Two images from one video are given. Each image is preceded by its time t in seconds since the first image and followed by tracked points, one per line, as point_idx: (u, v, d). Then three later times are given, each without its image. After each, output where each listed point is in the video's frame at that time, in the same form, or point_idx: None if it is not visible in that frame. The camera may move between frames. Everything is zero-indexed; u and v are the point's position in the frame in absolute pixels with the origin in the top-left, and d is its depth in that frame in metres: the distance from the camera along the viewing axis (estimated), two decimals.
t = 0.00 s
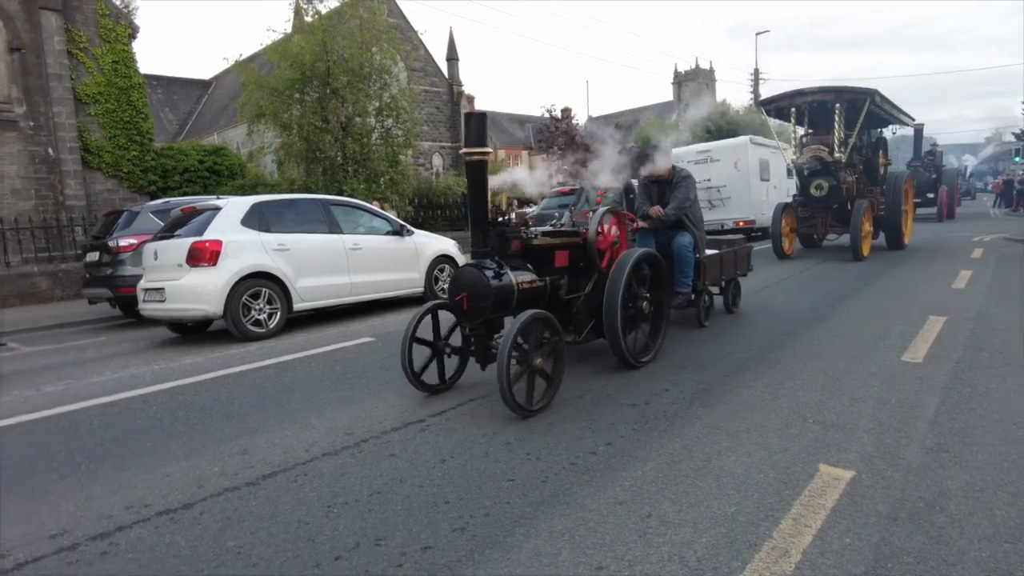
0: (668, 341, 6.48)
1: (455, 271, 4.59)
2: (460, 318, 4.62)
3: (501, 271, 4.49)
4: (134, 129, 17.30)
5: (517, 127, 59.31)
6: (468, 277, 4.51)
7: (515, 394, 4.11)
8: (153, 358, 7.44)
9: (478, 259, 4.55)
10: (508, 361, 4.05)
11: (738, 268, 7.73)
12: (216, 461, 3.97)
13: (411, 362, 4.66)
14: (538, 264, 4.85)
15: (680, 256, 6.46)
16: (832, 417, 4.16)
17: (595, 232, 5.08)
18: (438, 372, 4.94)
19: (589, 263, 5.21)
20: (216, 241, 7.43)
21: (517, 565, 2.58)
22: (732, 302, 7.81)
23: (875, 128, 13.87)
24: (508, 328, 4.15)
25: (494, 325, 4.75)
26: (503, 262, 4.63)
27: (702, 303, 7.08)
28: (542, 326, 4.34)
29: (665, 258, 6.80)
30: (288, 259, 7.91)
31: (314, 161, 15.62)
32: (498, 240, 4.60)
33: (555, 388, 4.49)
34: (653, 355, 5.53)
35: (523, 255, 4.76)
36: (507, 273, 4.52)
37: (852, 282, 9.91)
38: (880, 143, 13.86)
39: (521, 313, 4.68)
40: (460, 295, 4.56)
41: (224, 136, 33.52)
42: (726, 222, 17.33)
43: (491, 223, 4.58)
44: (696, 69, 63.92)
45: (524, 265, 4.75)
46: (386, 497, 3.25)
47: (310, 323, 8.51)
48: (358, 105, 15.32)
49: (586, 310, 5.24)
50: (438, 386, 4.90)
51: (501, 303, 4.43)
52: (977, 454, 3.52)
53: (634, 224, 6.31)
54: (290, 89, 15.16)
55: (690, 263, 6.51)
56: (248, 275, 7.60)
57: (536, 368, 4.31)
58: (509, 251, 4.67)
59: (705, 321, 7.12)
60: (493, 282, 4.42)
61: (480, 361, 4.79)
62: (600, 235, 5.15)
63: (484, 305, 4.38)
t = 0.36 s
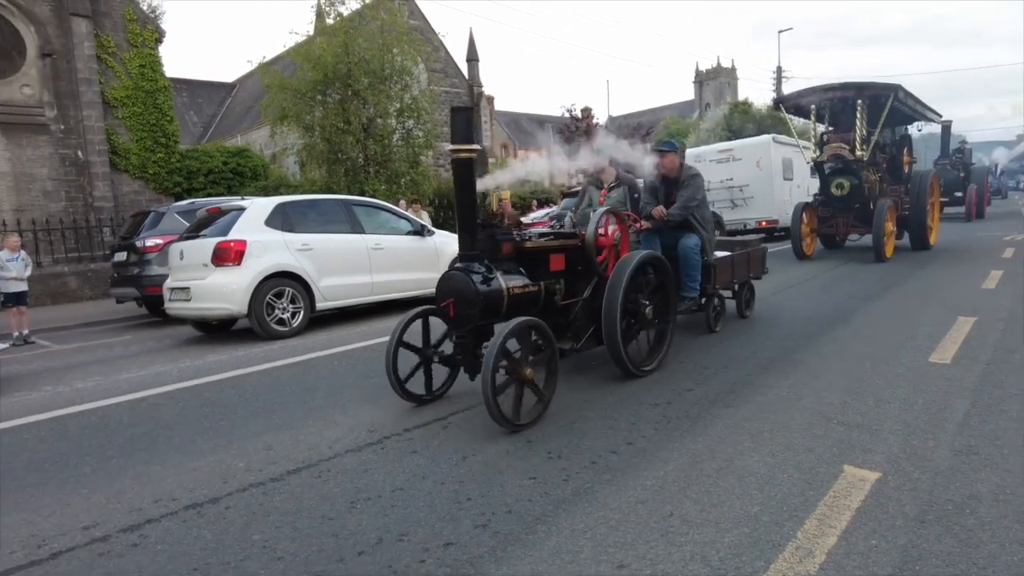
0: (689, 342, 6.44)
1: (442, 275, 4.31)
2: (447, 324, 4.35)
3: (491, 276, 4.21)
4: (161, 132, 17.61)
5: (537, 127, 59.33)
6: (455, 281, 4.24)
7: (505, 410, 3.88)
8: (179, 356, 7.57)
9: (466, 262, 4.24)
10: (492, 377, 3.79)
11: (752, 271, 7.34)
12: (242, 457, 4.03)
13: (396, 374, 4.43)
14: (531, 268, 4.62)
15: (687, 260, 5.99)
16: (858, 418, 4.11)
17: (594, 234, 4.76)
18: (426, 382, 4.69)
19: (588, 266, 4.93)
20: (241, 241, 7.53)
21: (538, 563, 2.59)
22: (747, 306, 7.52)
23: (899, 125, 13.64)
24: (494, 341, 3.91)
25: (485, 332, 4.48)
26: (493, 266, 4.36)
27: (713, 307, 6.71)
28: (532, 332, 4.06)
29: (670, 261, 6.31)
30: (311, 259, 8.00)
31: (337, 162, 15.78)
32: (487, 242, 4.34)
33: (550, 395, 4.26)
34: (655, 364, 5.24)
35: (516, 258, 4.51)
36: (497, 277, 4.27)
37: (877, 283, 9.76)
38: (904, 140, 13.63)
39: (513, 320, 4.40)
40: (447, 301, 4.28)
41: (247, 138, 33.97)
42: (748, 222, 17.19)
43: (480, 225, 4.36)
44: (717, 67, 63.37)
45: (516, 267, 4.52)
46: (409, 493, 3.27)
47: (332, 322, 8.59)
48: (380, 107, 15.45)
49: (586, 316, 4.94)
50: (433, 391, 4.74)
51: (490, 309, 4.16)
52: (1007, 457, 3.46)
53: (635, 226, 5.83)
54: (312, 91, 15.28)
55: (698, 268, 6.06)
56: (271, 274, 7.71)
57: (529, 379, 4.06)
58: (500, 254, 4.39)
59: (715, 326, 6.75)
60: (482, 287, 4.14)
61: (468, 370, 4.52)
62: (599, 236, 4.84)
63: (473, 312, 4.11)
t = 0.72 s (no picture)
0: (709, 341, 6.39)
1: (425, 279, 4.13)
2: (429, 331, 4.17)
3: (475, 280, 4.04)
4: (184, 133, 17.86)
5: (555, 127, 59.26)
6: (437, 286, 4.06)
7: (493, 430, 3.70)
8: (203, 354, 7.67)
9: (449, 265, 4.05)
10: (472, 394, 3.59)
11: (762, 273, 7.10)
12: (266, 453, 4.08)
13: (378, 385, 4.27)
14: (521, 272, 4.41)
15: (693, 261, 6.01)
16: (883, 419, 4.05)
17: (590, 235, 4.55)
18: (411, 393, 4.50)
19: (583, 270, 4.70)
20: (264, 241, 7.62)
21: (561, 560, 2.59)
22: (760, 309, 7.28)
23: (922, 121, 13.39)
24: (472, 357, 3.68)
25: (471, 340, 4.30)
26: (479, 269, 4.17)
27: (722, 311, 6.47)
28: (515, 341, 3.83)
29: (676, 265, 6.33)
30: (333, 258, 8.08)
31: (357, 162, 15.91)
32: (473, 244, 4.15)
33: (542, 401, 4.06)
34: (655, 373, 4.99)
35: (504, 262, 4.31)
36: (482, 281, 4.09)
37: (902, 283, 9.62)
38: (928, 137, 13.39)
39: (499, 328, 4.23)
40: (429, 306, 4.09)
41: (268, 139, 34.33)
42: (769, 221, 17.02)
43: (467, 226, 4.17)
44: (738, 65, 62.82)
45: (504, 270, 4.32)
46: (430, 491, 3.29)
47: (353, 321, 8.66)
48: (400, 107, 15.53)
49: (581, 322, 4.75)
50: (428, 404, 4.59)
51: (473, 316, 3.98)
52: None
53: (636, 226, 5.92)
54: (333, 92, 15.44)
55: (704, 269, 6.05)
56: (293, 273, 7.79)
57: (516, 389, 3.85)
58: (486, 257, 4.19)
59: (725, 330, 6.50)
60: (463, 292, 3.96)
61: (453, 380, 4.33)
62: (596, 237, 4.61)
63: (455, 318, 3.93)
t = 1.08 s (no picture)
0: (730, 342, 6.34)
1: (405, 283, 3.89)
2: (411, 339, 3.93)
3: (459, 285, 3.77)
4: (203, 133, 17.96)
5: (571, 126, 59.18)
6: (418, 291, 3.81)
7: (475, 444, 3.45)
8: (225, 351, 7.76)
9: (431, 269, 3.79)
10: (449, 408, 3.35)
11: (774, 276, 6.77)
12: (291, 449, 4.11)
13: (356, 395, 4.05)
14: (511, 276, 4.16)
15: (695, 266, 5.50)
16: (913, 421, 4.00)
17: (585, 237, 4.33)
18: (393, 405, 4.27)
19: (578, 273, 4.46)
20: (285, 239, 7.70)
21: (589, 559, 2.59)
22: (773, 312, 7.02)
23: (945, 118, 13.19)
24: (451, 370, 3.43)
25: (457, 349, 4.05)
26: (464, 273, 3.92)
27: (729, 317, 6.15)
28: (499, 349, 3.56)
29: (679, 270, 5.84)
30: (354, 257, 8.15)
31: (376, 162, 16.03)
32: (459, 245, 3.91)
33: (534, 408, 3.80)
34: (656, 384, 4.69)
35: (492, 265, 4.05)
36: (467, 285, 3.84)
37: (926, 284, 9.49)
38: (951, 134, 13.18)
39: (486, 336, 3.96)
40: (409, 313, 3.85)
41: (286, 139, 34.62)
42: (788, 220, 16.86)
43: (452, 226, 3.94)
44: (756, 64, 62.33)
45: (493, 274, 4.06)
46: (456, 489, 3.30)
47: (373, 319, 8.72)
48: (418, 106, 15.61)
49: (576, 328, 4.47)
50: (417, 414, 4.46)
51: (456, 323, 3.72)
52: None
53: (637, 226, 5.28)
54: (352, 92, 15.56)
55: (709, 274, 5.51)
56: (315, 272, 7.86)
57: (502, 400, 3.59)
58: (470, 261, 3.92)
59: (733, 338, 6.21)
60: (445, 298, 3.70)
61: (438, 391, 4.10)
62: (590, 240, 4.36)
63: (436, 325, 3.69)
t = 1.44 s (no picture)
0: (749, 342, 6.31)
1: (385, 289, 3.67)
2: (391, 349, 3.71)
3: (442, 292, 3.55)
4: (219, 132, 17.91)
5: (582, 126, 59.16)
6: (399, 296, 3.61)
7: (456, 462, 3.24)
8: (247, 348, 7.82)
9: (413, 273, 3.58)
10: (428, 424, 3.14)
11: (785, 280, 6.46)
12: (319, 447, 4.14)
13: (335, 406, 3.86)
14: (500, 281, 3.97)
15: (699, 271, 5.15)
16: (944, 422, 3.97)
17: (580, 238, 4.06)
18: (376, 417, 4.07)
19: (573, 278, 4.25)
20: (306, 237, 7.76)
21: (627, 558, 2.59)
22: (785, 318, 6.71)
23: (963, 117, 13.03)
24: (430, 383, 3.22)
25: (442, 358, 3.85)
26: (450, 277, 3.70)
27: (738, 322, 5.86)
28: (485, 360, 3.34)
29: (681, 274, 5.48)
30: (373, 256, 8.22)
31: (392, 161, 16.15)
32: (444, 247, 3.70)
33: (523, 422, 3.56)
34: (659, 395, 4.43)
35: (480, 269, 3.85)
36: (451, 290, 3.62)
37: (947, 285, 9.42)
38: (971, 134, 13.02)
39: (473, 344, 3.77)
40: (390, 321, 3.63)
41: (299, 138, 34.85)
42: (804, 221, 16.74)
43: (438, 227, 3.73)
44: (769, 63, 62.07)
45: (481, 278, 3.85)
46: (487, 487, 3.30)
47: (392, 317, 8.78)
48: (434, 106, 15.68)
49: (571, 336, 4.29)
50: (413, 422, 4.43)
51: (439, 332, 3.51)
52: None
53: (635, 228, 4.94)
54: (368, 91, 15.67)
55: (713, 280, 5.17)
56: (335, 270, 7.92)
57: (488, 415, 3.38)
58: (456, 264, 3.69)
59: (742, 344, 5.91)
60: (427, 304, 3.49)
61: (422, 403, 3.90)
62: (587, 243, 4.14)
63: (418, 335, 3.47)
